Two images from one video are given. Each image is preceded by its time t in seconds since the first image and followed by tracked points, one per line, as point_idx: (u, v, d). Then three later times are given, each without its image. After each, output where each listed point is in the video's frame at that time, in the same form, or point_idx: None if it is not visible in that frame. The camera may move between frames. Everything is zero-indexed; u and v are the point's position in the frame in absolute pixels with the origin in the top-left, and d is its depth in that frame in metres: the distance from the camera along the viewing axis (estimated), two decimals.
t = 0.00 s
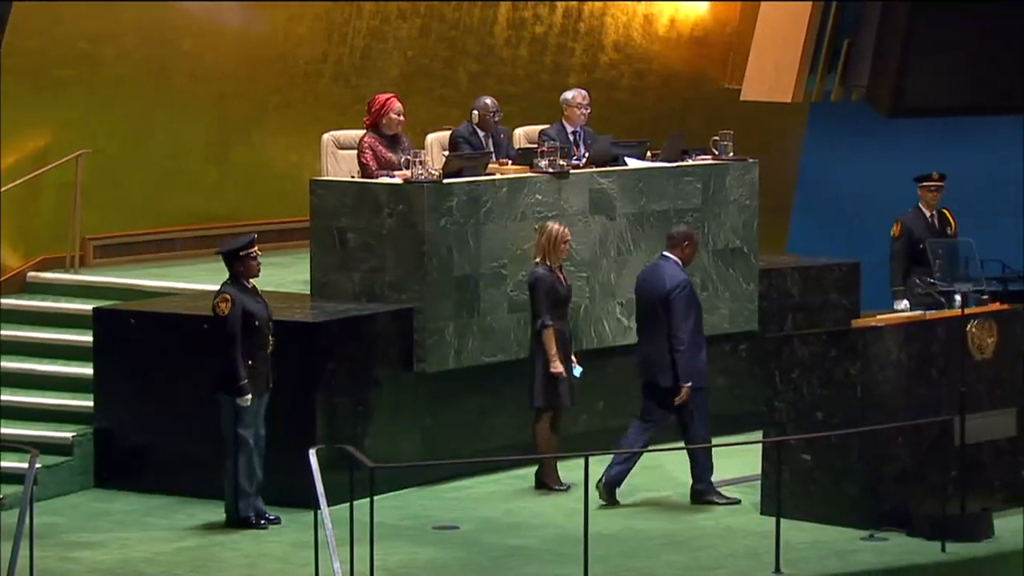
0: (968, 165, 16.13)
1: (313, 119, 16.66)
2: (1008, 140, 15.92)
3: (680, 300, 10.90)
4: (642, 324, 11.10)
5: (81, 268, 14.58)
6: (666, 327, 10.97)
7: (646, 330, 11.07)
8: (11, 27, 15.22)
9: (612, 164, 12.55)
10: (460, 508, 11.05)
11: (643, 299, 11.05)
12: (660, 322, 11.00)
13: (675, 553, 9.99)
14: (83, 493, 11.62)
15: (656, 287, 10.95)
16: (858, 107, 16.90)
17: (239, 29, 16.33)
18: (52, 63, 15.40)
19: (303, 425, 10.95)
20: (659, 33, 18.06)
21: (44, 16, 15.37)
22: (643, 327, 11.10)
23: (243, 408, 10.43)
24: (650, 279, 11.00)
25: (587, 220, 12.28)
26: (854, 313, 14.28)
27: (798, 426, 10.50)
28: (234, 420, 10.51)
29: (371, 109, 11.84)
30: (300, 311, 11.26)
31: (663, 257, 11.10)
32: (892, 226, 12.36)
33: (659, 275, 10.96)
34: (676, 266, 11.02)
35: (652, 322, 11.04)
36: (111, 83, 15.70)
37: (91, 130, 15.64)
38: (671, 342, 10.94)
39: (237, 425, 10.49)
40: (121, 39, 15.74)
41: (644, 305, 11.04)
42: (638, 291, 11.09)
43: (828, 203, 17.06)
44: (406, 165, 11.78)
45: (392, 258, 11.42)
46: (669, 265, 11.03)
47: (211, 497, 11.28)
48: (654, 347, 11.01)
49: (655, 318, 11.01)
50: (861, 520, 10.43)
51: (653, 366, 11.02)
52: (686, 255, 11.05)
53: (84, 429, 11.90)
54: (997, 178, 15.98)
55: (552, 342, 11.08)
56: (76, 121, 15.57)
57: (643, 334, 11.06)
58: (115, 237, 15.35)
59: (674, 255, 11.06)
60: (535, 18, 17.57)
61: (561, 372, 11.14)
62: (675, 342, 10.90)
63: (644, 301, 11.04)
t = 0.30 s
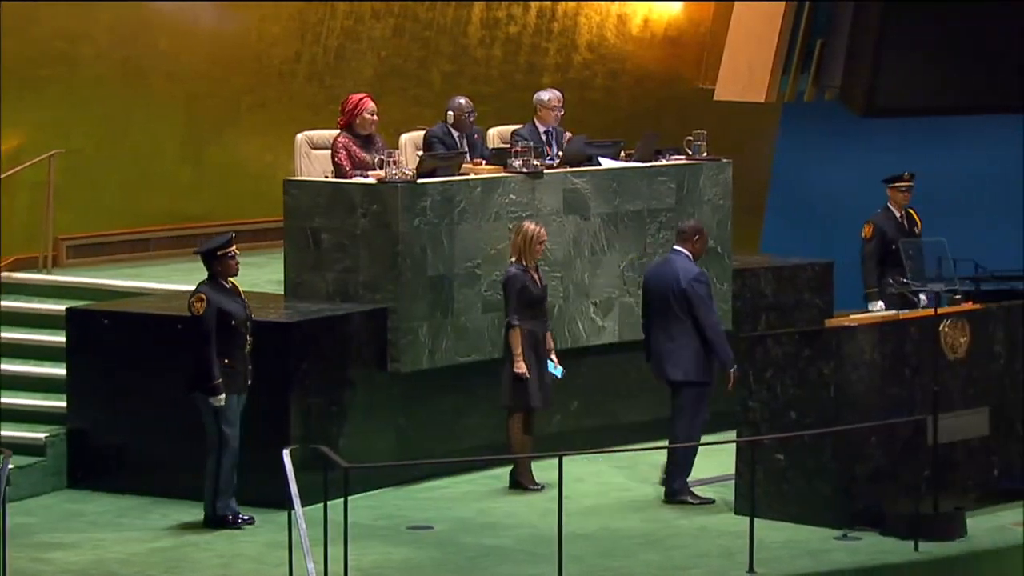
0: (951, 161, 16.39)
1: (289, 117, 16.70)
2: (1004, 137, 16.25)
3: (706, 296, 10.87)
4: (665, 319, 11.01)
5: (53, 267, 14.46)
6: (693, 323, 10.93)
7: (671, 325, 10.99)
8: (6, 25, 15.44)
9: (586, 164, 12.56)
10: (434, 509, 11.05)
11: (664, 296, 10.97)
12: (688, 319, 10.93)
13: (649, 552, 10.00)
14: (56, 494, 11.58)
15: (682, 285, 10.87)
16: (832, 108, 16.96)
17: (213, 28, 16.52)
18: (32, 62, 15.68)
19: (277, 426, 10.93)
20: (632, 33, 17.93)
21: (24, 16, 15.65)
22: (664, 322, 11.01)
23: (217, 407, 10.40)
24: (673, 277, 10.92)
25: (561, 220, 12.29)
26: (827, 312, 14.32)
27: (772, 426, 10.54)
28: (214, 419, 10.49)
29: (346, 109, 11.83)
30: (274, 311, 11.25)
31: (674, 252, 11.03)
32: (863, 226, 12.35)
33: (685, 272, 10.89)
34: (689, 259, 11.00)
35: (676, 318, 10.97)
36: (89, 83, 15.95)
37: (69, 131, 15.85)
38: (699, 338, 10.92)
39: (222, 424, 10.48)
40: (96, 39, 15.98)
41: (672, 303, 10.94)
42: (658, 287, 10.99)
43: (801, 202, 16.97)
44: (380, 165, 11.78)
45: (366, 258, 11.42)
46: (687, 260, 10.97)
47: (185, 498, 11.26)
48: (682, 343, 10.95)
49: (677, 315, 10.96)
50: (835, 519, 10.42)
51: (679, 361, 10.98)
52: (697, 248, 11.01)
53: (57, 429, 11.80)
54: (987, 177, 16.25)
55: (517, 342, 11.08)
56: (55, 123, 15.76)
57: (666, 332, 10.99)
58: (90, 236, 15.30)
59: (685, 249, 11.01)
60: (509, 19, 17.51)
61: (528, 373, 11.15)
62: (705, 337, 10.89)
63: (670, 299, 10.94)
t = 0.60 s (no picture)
0: (946, 159, 16.47)
1: (263, 117, 16.62)
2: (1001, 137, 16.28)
3: (713, 296, 10.75)
4: (673, 319, 10.89)
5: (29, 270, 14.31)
6: (701, 323, 10.81)
7: (678, 325, 10.87)
8: None
9: (561, 164, 12.57)
10: (410, 509, 11.05)
11: (671, 297, 10.83)
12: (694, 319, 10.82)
13: (625, 552, 10.01)
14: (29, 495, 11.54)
15: (689, 286, 10.75)
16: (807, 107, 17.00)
17: (188, 28, 16.96)
18: (1, 66, 16.44)
19: (251, 427, 10.91)
20: (607, 33, 17.66)
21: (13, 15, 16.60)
22: (670, 323, 10.89)
23: (194, 407, 10.37)
24: (679, 277, 10.79)
25: (536, 220, 12.29)
26: (801, 312, 14.35)
27: (747, 425, 10.62)
28: (190, 419, 10.47)
29: (320, 109, 11.82)
30: (249, 311, 11.24)
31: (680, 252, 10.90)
32: (836, 227, 12.38)
33: (692, 272, 10.76)
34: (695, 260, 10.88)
35: (683, 318, 10.85)
36: (59, 83, 16.62)
37: (42, 132, 16.43)
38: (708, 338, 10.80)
39: (196, 424, 10.45)
40: (67, 40, 16.71)
41: (679, 303, 10.81)
42: (665, 288, 10.86)
43: (776, 202, 16.95)
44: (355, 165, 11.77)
45: (341, 258, 11.41)
46: (694, 260, 10.83)
47: (160, 499, 11.24)
48: (690, 344, 10.83)
49: (684, 315, 10.84)
50: (809, 519, 10.47)
51: (687, 361, 10.86)
52: (703, 247, 10.88)
53: (31, 430, 11.80)
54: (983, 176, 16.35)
55: (493, 342, 11.06)
56: (26, 123, 16.38)
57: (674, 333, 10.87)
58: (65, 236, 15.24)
59: (691, 249, 10.88)
60: (484, 19, 17.53)
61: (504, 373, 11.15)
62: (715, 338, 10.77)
63: (677, 299, 10.82)
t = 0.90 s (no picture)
0: (927, 160, 16.46)
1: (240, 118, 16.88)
2: (984, 137, 16.21)
3: (718, 288, 10.89)
4: (681, 314, 10.98)
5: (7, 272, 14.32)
6: (705, 317, 10.92)
7: (685, 318, 10.96)
8: None
9: (538, 164, 12.59)
10: (387, 509, 11.04)
11: (678, 291, 10.94)
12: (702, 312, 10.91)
13: (602, 552, 10.02)
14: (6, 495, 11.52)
15: (698, 276, 10.87)
16: (783, 108, 17.01)
17: (169, 29, 16.57)
18: None
19: (228, 428, 10.89)
20: (585, 32, 17.80)
21: None
22: (677, 317, 10.99)
23: (173, 408, 10.35)
24: (686, 271, 10.91)
25: (513, 220, 12.30)
26: (777, 312, 14.38)
27: (724, 425, 10.62)
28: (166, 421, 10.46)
29: (297, 110, 11.78)
30: (226, 311, 11.23)
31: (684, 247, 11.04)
32: (813, 227, 12.39)
33: (699, 264, 10.90)
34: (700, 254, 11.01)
35: (689, 312, 10.95)
36: (40, 83, 16.17)
37: (25, 134, 16.13)
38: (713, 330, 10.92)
39: (170, 426, 10.44)
40: (46, 39, 16.16)
41: (687, 296, 10.92)
42: (671, 282, 10.97)
43: (757, 202, 17.12)
44: (332, 165, 11.76)
45: (318, 258, 11.40)
46: (699, 254, 10.98)
47: (137, 499, 11.22)
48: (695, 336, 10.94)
49: (689, 308, 10.95)
50: (786, 519, 10.49)
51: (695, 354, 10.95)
52: (705, 243, 11.05)
53: (9, 430, 11.78)
54: (966, 177, 16.33)
55: (462, 340, 11.06)
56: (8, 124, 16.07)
57: (679, 326, 10.97)
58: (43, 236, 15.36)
59: (695, 244, 11.02)
60: (461, 19, 17.55)
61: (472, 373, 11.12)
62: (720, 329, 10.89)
63: (684, 292, 10.93)
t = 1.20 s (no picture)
0: (918, 159, 16.45)
1: (221, 119, 16.90)
2: (984, 138, 16.21)
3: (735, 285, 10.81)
4: (692, 311, 10.83)
5: None
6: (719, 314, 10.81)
7: (698, 315, 10.82)
8: None
9: (517, 164, 12.60)
10: (366, 509, 11.03)
11: (696, 289, 10.77)
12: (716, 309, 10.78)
13: (581, 552, 10.03)
14: None
15: (719, 274, 10.74)
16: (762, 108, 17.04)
17: (145, 28, 16.74)
18: None
19: (207, 428, 10.87)
20: (564, 33, 17.64)
21: None
22: (691, 316, 10.82)
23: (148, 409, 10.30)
24: (705, 270, 10.75)
25: (492, 220, 12.30)
26: (757, 312, 14.39)
27: (703, 424, 10.58)
28: (143, 423, 10.42)
29: (276, 109, 11.68)
30: (205, 311, 11.21)
31: (690, 245, 10.88)
32: (792, 227, 12.42)
33: (714, 261, 10.77)
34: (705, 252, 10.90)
35: (705, 310, 10.81)
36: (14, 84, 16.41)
37: None
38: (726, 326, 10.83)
39: (147, 427, 10.39)
40: (18, 40, 16.38)
41: (704, 293, 10.77)
42: (685, 279, 10.80)
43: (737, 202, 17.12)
44: (311, 165, 11.74)
45: (297, 258, 11.39)
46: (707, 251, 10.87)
47: (115, 499, 11.21)
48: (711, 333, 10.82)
49: (704, 306, 10.81)
50: (765, 518, 10.50)
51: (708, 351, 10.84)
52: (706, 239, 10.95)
53: None
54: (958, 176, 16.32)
55: (430, 339, 11.05)
56: None
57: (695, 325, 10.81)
58: (20, 236, 15.39)
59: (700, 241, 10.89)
60: (439, 19, 17.52)
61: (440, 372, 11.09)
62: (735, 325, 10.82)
63: (700, 290, 10.77)
